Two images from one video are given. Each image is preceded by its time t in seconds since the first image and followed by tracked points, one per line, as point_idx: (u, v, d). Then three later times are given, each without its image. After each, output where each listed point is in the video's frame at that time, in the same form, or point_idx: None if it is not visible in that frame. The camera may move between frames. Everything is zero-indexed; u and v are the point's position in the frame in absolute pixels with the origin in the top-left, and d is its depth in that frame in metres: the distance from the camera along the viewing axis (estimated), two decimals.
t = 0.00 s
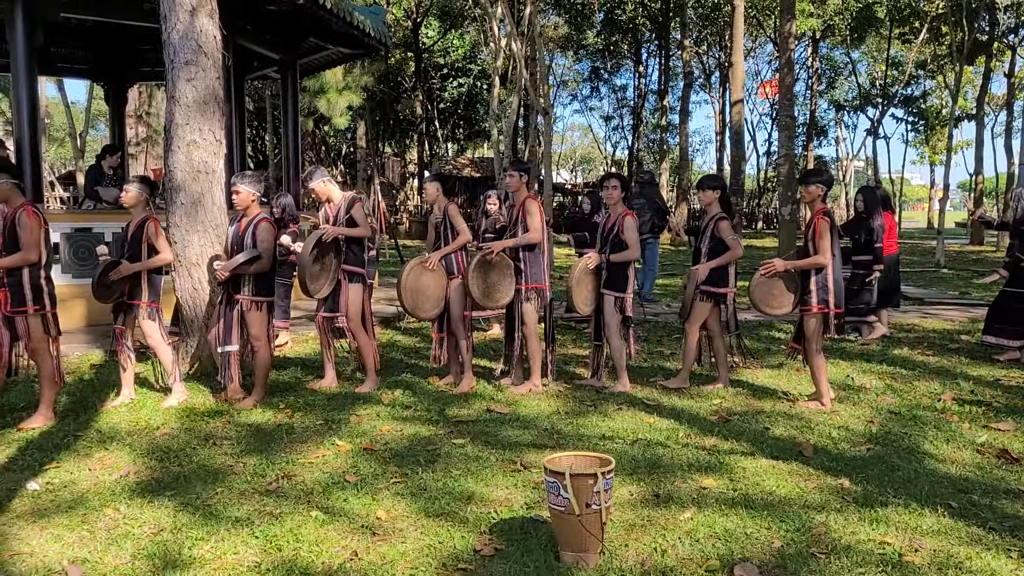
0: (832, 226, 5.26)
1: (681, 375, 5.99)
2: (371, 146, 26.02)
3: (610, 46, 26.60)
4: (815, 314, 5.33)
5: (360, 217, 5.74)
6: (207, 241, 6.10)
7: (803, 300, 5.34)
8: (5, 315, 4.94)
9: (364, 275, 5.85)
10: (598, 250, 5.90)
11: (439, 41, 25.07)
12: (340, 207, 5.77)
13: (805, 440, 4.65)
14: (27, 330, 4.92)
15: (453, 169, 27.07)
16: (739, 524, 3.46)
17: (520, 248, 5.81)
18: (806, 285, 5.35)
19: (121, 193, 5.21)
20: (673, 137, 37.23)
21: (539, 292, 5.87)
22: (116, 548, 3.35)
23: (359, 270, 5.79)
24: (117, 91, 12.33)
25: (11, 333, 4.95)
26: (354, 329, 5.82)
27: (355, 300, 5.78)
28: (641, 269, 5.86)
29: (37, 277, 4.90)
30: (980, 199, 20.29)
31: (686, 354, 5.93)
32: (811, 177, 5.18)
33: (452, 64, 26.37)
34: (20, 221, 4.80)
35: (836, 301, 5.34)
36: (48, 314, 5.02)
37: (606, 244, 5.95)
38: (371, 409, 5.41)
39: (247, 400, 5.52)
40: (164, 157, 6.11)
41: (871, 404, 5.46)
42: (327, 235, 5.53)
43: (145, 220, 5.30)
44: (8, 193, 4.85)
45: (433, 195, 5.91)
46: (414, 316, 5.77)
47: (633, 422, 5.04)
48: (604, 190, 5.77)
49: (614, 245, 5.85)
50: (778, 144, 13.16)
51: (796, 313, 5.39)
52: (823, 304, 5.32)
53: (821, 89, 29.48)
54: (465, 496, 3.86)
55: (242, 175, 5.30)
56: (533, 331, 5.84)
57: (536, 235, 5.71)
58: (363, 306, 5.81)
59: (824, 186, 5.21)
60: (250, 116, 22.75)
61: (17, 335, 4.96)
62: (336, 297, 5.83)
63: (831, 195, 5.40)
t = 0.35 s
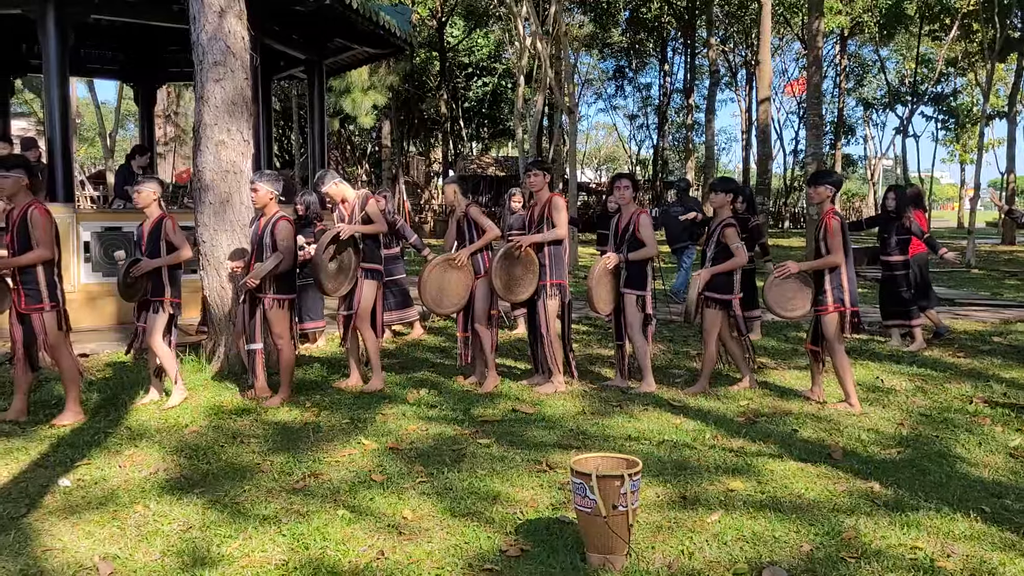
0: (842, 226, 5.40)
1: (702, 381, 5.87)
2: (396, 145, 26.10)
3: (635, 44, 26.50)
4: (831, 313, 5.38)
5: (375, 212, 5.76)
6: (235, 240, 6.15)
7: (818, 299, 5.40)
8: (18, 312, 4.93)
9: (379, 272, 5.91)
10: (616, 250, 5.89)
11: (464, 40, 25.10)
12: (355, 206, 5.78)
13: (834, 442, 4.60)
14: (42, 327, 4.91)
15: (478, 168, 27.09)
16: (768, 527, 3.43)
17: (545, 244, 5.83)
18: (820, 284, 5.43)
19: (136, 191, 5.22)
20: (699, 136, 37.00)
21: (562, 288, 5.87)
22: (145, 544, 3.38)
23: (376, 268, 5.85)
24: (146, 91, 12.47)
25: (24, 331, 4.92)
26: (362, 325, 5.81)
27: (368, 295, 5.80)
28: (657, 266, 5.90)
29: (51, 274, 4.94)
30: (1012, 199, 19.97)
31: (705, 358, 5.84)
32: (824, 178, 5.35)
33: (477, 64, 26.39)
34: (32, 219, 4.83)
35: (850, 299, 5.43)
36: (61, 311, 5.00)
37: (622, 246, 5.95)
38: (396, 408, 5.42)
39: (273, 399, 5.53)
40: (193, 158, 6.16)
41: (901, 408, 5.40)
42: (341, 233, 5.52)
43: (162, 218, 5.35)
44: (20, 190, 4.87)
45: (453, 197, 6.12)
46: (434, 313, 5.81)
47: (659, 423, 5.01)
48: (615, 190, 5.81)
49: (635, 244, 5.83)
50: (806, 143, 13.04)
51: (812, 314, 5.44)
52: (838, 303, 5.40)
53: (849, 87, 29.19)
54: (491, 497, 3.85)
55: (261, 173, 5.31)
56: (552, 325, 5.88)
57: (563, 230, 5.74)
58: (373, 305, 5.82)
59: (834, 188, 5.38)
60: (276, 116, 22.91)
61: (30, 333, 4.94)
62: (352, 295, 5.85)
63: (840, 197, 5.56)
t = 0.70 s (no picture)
0: (850, 221, 5.43)
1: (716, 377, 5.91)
2: (420, 142, 26.16)
3: (660, 40, 26.36)
4: (843, 308, 5.50)
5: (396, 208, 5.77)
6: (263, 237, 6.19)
7: (830, 295, 5.50)
8: (35, 307, 4.99)
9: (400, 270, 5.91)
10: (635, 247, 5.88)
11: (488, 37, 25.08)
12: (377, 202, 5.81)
13: (864, 442, 4.55)
14: (55, 322, 4.95)
15: (502, 165, 27.08)
16: (796, 527, 3.40)
17: (571, 239, 5.82)
18: (831, 280, 5.53)
19: (156, 189, 5.25)
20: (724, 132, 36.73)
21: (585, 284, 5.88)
22: (175, 539, 3.41)
23: (396, 265, 5.83)
24: (174, 89, 12.58)
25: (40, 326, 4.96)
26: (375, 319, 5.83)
27: (388, 291, 5.84)
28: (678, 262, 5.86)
29: (67, 270, 4.99)
30: None
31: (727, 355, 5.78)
32: (829, 175, 5.39)
33: (501, 60, 26.36)
34: (50, 215, 4.88)
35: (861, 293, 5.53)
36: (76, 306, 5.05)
37: (641, 243, 5.93)
38: (422, 405, 5.44)
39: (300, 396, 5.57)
40: (220, 156, 6.20)
41: (931, 407, 5.33)
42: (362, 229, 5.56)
43: (184, 214, 5.34)
44: (38, 187, 4.94)
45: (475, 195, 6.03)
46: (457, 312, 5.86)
47: (685, 421, 4.99)
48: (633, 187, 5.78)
49: (655, 240, 5.83)
50: (834, 139, 12.90)
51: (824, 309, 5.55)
52: (850, 297, 5.50)
53: (877, 82, 28.85)
54: (517, 495, 3.85)
55: (276, 169, 5.34)
56: (570, 321, 5.91)
57: (591, 225, 5.73)
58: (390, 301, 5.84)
59: (842, 184, 5.41)
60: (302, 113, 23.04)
61: (46, 328, 4.98)
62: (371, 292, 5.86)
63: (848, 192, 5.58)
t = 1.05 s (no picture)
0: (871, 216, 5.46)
1: (727, 370, 5.97)
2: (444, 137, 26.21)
3: (685, 33, 26.20)
4: (854, 300, 5.47)
5: (418, 205, 5.80)
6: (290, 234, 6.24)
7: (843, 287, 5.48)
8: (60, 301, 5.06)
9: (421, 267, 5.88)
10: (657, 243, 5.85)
11: (511, 32, 25.04)
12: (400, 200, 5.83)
13: (893, 439, 4.51)
14: (77, 316, 5.00)
15: (525, 160, 27.06)
16: (824, 525, 3.38)
17: (594, 233, 5.81)
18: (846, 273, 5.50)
19: (180, 188, 5.30)
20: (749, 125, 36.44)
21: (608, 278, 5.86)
22: (205, 533, 3.45)
23: (414, 261, 5.82)
24: (201, 87, 12.70)
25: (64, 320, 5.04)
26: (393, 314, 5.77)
27: (407, 287, 5.80)
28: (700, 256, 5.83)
29: (90, 265, 5.04)
30: None
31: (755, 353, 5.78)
32: (852, 168, 5.48)
33: (525, 55, 26.31)
34: (71, 211, 4.93)
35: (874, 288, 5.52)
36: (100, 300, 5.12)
37: (661, 239, 5.90)
38: (447, 401, 5.46)
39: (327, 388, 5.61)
40: (247, 153, 6.25)
41: (961, 404, 5.27)
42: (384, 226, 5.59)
43: (208, 212, 5.39)
44: (60, 183, 4.99)
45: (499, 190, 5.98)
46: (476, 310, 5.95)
47: (711, 417, 4.97)
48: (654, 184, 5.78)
49: (676, 234, 5.79)
50: (862, 132, 12.76)
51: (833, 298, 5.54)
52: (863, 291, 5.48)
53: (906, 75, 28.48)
54: (542, 491, 3.85)
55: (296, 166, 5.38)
56: (586, 313, 5.90)
57: (613, 218, 5.74)
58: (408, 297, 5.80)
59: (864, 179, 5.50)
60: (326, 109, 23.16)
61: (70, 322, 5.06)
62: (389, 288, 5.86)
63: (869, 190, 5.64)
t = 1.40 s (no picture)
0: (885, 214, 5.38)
1: (750, 372, 5.93)
2: (465, 136, 26.25)
3: (708, 31, 26.05)
4: (867, 301, 5.48)
5: (439, 207, 5.79)
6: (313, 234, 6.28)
7: (857, 288, 5.48)
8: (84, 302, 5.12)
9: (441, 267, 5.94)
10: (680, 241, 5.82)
11: (534, 31, 25.02)
12: (421, 200, 5.85)
13: (918, 441, 4.47)
14: (101, 315, 5.06)
15: (547, 159, 27.05)
16: (848, 527, 3.36)
17: (612, 236, 5.78)
18: (861, 273, 5.47)
19: (203, 191, 5.29)
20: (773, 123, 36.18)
21: (625, 281, 5.82)
22: (230, 531, 3.49)
23: (435, 261, 5.87)
24: (226, 88, 12.81)
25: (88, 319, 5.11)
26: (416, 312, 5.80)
27: (427, 286, 5.85)
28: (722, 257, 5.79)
29: (114, 265, 5.10)
30: None
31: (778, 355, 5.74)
32: (866, 167, 5.43)
33: (547, 54, 26.27)
34: (94, 212, 4.99)
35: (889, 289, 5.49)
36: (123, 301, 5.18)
37: (682, 238, 5.87)
38: (469, 400, 5.47)
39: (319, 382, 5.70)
40: (272, 153, 6.31)
41: (987, 406, 5.21)
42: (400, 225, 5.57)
43: (230, 216, 5.40)
44: (83, 185, 5.04)
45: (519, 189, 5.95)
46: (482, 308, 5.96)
47: (734, 418, 4.95)
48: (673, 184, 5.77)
49: (696, 234, 5.76)
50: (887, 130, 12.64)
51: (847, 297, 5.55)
52: (877, 292, 5.47)
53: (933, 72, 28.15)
54: (564, 491, 3.85)
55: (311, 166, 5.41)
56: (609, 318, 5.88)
57: (632, 222, 5.68)
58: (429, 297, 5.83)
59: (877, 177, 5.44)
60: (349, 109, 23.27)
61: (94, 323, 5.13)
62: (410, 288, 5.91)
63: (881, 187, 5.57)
